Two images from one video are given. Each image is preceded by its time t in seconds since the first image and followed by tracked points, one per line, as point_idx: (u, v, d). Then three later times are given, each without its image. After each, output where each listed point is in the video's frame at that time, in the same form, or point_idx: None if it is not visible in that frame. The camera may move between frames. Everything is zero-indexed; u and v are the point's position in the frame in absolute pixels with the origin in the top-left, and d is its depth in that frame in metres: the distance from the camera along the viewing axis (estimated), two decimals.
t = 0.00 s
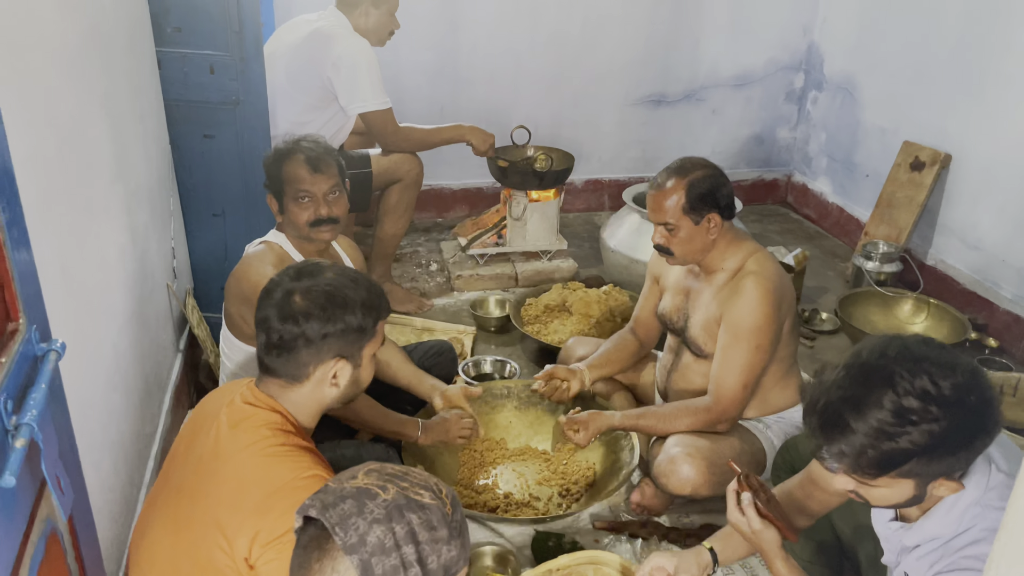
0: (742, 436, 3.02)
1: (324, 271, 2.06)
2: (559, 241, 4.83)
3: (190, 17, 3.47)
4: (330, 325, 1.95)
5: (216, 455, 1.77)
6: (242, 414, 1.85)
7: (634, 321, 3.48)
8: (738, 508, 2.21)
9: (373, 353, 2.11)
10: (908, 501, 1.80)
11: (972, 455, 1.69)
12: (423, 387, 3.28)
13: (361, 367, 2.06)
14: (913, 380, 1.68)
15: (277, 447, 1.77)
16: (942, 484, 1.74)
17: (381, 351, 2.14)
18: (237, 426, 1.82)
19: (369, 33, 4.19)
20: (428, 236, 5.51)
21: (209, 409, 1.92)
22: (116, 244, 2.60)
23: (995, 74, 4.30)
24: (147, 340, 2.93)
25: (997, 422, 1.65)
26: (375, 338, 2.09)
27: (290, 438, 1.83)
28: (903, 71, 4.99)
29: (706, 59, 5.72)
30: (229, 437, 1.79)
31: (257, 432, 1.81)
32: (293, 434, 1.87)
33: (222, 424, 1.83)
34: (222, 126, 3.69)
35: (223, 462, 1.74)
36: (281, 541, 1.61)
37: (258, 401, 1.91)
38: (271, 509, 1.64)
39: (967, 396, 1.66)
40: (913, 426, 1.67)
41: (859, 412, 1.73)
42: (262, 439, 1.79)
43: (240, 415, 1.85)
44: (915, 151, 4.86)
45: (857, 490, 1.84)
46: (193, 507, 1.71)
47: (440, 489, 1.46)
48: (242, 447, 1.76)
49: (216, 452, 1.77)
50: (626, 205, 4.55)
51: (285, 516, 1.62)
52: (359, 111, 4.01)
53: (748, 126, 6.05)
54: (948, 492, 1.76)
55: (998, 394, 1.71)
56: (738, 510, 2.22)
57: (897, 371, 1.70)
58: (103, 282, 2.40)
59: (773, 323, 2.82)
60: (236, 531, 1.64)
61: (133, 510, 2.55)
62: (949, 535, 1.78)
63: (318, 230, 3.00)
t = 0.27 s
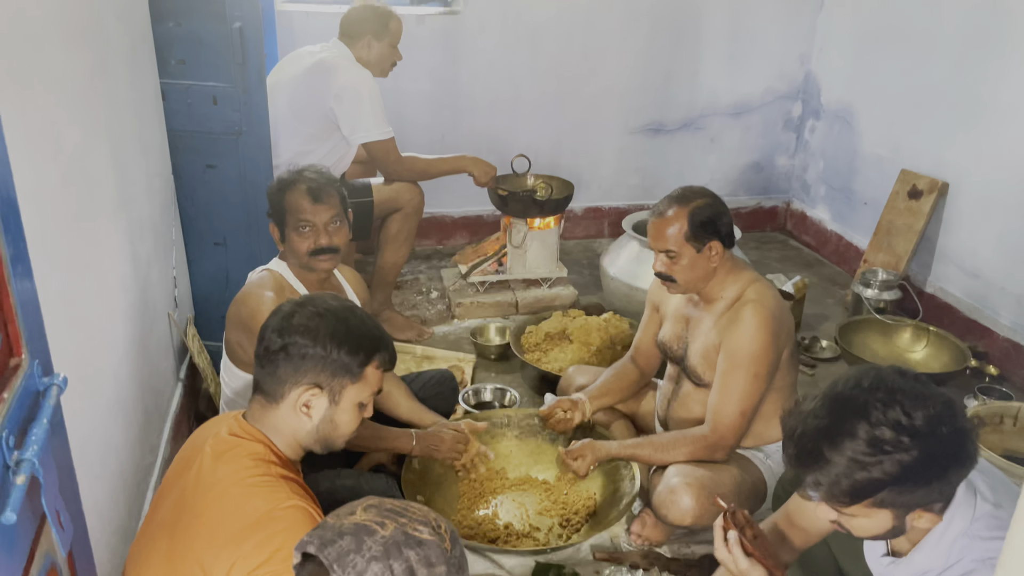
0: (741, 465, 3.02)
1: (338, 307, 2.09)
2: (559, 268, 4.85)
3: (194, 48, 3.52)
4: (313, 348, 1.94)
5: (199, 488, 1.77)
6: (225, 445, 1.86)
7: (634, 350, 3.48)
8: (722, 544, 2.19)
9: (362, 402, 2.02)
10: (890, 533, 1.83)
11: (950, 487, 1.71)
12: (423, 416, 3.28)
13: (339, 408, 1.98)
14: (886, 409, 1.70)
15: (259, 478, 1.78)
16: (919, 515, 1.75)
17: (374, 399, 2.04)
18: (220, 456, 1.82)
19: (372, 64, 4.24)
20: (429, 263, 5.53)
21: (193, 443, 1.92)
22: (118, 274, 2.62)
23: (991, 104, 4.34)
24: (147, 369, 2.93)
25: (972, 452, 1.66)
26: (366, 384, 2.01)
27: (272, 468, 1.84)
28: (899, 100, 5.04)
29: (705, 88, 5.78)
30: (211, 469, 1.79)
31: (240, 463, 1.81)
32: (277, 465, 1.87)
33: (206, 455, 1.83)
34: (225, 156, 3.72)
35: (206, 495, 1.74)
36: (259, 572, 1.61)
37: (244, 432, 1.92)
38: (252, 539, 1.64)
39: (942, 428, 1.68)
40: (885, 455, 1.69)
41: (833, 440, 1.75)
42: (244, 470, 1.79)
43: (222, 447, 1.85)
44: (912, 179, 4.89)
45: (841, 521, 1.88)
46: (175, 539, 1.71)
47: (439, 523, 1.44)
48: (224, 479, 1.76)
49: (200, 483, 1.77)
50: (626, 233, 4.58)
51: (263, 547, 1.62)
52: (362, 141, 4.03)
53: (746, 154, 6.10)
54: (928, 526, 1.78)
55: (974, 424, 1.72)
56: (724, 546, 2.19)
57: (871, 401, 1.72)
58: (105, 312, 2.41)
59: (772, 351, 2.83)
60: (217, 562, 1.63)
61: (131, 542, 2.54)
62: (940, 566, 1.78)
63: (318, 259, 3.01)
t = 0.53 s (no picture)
0: (740, 488, 3.01)
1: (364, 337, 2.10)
2: (559, 289, 4.87)
3: (196, 73, 3.55)
4: (334, 377, 1.95)
5: (224, 507, 1.77)
6: (247, 468, 1.86)
7: (635, 372, 3.49)
8: None
9: (382, 434, 2.01)
10: (882, 547, 1.82)
11: (935, 504, 1.69)
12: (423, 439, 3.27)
13: (358, 439, 1.98)
14: (873, 425, 1.69)
15: (284, 499, 1.78)
16: (910, 531, 1.74)
17: (395, 430, 2.03)
18: (245, 477, 1.83)
19: (372, 88, 4.28)
20: (429, 284, 5.54)
21: (217, 464, 1.93)
22: (119, 299, 2.62)
23: (986, 126, 4.37)
24: (147, 394, 2.93)
25: (959, 469, 1.65)
26: (386, 416, 2.00)
27: (296, 491, 1.84)
28: (896, 122, 5.07)
29: (702, 110, 5.82)
30: (235, 490, 1.80)
31: (265, 484, 1.81)
32: (298, 488, 1.87)
33: (230, 477, 1.84)
34: (226, 179, 3.75)
35: (231, 514, 1.74)
36: None
37: (265, 455, 1.92)
38: (277, 558, 1.63)
39: (926, 443, 1.67)
40: (872, 470, 1.68)
41: (820, 457, 1.74)
42: (269, 490, 1.80)
43: (248, 468, 1.86)
44: (910, 201, 4.92)
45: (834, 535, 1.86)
46: (198, 558, 1.70)
47: (438, 552, 1.45)
48: (249, 498, 1.77)
49: (225, 504, 1.77)
50: (625, 255, 4.60)
51: (291, 567, 1.62)
52: (361, 163, 4.06)
53: (745, 175, 6.13)
54: (920, 541, 1.76)
55: (962, 440, 1.71)
56: None
57: (857, 417, 1.71)
58: (105, 338, 2.41)
59: (772, 374, 2.83)
60: None
61: (130, 568, 2.53)
62: None
63: (313, 280, 3.00)
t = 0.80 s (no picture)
0: (740, 499, 2.99)
1: (358, 345, 2.09)
2: (557, 298, 4.87)
3: (195, 83, 3.57)
4: (321, 384, 1.94)
5: (226, 518, 1.76)
6: (250, 478, 1.86)
7: (633, 382, 3.48)
8: None
9: (376, 442, 1.98)
10: (883, 539, 1.82)
11: (933, 495, 1.67)
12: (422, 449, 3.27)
13: (350, 448, 1.96)
14: (873, 414, 1.70)
15: (286, 511, 1.77)
16: (911, 522, 1.73)
17: (392, 438, 2.01)
18: (247, 488, 1.82)
19: (372, 98, 4.28)
20: (428, 293, 5.54)
21: (219, 472, 1.92)
22: (118, 310, 2.62)
23: (984, 135, 4.39)
24: (146, 405, 2.93)
25: (959, 460, 1.64)
26: (378, 424, 1.97)
27: (298, 504, 1.83)
28: (893, 131, 5.09)
29: (701, 119, 5.84)
30: (237, 500, 1.79)
31: (267, 495, 1.81)
32: (301, 500, 1.87)
33: (232, 487, 1.83)
34: (224, 189, 3.75)
35: (233, 525, 1.73)
36: None
37: (267, 466, 1.92)
38: (283, 565, 1.63)
39: (925, 433, 1.66)
40: (872, 457, 1.68)
41: (820, 446, 1.74)
42: (271, 502, 1.79)
43: (251, 479, 1.86)
44: (908, 210, 4.93)
45: (835, 525, 1.84)
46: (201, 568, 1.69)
47: (432, 563, 1.45)
48: (252, 510, 1.76)
49: (227, 514, 1.77)
50: (624, 264, 4.60)
51: None
52: (360, 173, 4.05)
53: (743, 183, 6.14)
54: (920, 534, 1.77)
55: (964, 435, 1.70)
56: None
57: (860, 407, 1.72)
58: (104, 349, 2.41)
59: (771, 384, 2.83)
60: None
61: None
62: None
63: (308, 287, 3.01)
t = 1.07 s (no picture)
0: (740, 493, 2.98)
1: (316, 330, 2.05)
2: (556, 291, 4.85)
3: (190, 75, 3.55)
4: (267, 371, 1.92)
5: (200, 517, 1.75)
6: (227, 475, 1.84)
7: (631, 376, 3.46)
8: None
9: (333, 426, 1.91)
10: (880, 511, 1.84)
11: (928, 468, 1.69)
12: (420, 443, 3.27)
13: (307, 434, 1.91)
14: (875, 385, 1.73)
15: (259, 509, 1.76)
16: (911, 495, 1.75)
17: (353, 421, 1.94)
18: (224, 485, 1.81)
19: (369, 90, 4.25)
20: (426, 287, 5.53)
21: (199, 468, 1.91)
22: (113, 303, 2.61)
23: (985, 128, 4.37)
24: (143, 398, 2.91)
25: (956, 434, 1.66)
26: (331, 407, 1.91)
27: (274, 502, 1.81)
28: (893, 123, 5.07)
29: (700, 111, 5.81)
30: (213, 499, 1.77)
31: (243, 493, 1.79)
32: (277, 497, 1.85)
33: (209, 483, 1.82)
34: (221, 182, 3.74)
35: (207, 526, 1.72)
36: None
37: (245, 461, 1.90)
38: (257, 564, 1.62)
39: (924, 405, 1.70)
40: (872, 426, 1.72)
41: (824, 415, 1.78)
42: (246, 500, 1.77)
43: (225, 475, 1.84)
44: (907, 203, 4.91)
45: (840, 495, 1.87)
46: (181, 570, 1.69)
47: (429, 558, 1.44)
48: (225, 509, 1.74)
49: (203, 514, 1.75)
50: (622, 257, 4.59)
51: None
52: (358, 166, 4.03)
53: (742, 177, 6.12)
54: (919, 508, 1.78)
55: (965, 410, 1.72)
56: None
57: (863, 378, 1.75)
58: (99, 342, 2.40)
59: (767, 377, 2.82)
60: None
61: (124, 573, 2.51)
62: (933, 560, 1.79)
63: (303, 280, 3.01)
